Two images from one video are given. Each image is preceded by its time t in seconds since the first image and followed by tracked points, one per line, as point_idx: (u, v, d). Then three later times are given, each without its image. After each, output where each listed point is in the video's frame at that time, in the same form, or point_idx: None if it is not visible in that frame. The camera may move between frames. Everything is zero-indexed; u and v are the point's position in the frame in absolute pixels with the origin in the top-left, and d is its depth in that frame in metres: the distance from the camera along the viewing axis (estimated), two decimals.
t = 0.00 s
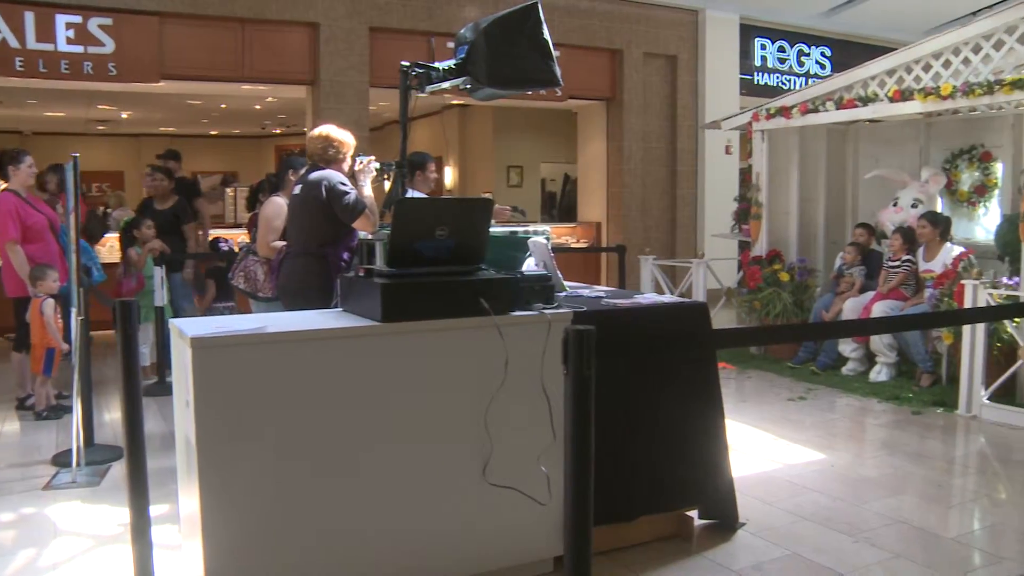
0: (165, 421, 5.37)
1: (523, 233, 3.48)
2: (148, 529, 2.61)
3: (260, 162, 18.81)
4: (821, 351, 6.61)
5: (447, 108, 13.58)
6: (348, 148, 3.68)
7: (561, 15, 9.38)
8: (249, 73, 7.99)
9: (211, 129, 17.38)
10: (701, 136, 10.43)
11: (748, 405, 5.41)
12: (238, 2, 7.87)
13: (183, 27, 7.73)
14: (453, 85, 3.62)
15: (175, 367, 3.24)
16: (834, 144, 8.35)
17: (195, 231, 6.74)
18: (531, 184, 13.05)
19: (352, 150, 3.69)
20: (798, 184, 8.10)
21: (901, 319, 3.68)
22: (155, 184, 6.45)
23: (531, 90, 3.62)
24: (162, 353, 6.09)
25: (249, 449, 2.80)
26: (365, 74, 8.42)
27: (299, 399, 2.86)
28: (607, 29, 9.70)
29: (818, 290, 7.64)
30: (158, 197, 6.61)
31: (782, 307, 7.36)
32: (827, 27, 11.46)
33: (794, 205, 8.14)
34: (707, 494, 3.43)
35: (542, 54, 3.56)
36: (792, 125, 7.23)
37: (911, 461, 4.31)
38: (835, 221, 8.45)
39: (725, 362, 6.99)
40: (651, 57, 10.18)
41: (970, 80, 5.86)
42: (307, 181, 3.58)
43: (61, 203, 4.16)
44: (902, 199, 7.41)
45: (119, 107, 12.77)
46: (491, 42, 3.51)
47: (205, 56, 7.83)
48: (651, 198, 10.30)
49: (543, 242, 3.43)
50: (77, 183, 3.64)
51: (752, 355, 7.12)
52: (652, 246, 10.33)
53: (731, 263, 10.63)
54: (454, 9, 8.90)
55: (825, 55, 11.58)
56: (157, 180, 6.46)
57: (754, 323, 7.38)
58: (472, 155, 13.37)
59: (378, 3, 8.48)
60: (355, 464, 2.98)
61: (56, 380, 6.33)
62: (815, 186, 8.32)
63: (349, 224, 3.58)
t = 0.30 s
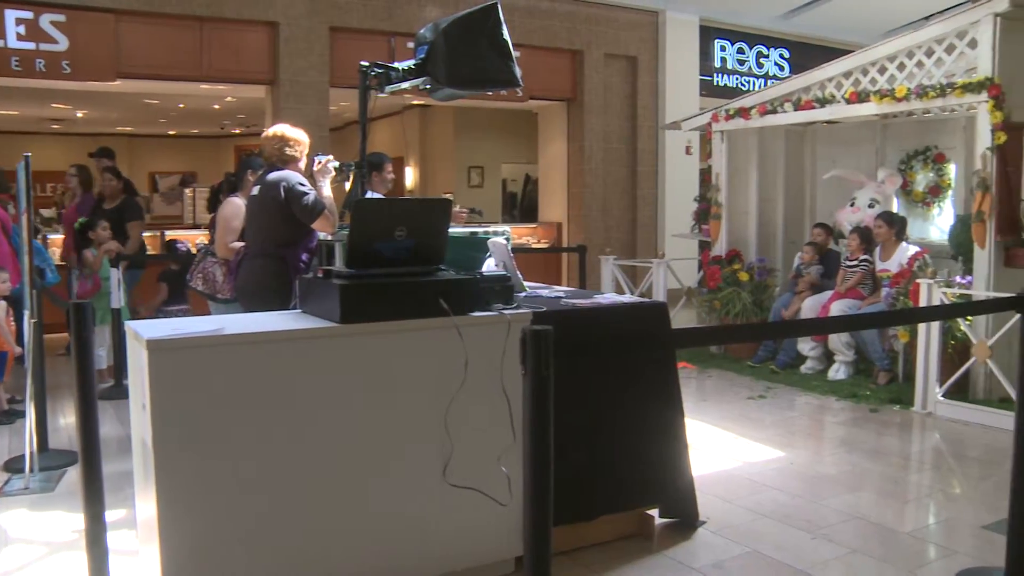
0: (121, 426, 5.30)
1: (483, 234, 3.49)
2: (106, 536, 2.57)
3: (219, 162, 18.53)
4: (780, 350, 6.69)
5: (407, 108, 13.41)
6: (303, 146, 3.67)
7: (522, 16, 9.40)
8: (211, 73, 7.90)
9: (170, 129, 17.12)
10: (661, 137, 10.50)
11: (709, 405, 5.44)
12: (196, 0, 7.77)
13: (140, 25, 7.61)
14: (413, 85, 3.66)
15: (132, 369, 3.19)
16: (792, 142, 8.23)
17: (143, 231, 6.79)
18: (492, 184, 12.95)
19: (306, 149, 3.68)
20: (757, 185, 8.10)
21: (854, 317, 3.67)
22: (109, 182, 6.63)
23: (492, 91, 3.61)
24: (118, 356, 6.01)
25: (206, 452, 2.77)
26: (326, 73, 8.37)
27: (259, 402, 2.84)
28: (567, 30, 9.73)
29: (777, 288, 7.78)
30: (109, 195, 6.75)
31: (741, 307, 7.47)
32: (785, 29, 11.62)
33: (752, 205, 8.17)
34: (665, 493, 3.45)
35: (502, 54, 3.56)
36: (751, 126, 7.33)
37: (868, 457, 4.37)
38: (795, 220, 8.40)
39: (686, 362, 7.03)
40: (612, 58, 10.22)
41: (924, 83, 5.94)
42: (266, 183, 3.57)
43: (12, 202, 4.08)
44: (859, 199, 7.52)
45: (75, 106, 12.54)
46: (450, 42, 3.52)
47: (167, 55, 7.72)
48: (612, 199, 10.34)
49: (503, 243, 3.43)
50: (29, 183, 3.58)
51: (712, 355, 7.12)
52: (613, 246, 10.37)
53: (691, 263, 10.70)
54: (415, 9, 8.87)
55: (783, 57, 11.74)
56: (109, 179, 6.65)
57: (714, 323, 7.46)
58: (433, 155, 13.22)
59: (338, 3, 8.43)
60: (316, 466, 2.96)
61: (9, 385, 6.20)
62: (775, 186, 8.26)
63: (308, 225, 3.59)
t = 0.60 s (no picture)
0: (78, 430, 5.22)
1: (445, 234, 3.54)
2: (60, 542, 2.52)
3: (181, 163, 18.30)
4: (741, 349, 6.75)
5: (369, 109, 13.28)
6: (259, 145, 3.75)
7: (484, 16, 9.39)
8: (171, 72, 7.82)
9: (131, 129, 16.90)
10: (623, 138, 10.54)
11: (671, 404, 5.47)
12: None
13: (96, 22, 7.50)
14: (374, 85, 3.64)
15: (88, 372, 3.14)
16: (753, 147, 8.43)
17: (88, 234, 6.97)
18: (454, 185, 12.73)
19: (262, 147, 3.76)
20: (717, 187, 8.22)
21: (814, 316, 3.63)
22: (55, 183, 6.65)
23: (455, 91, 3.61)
24: (75, 359, 5.92)
25: (164, 455, 2.74)
26: (287, 73, 8.31)
27: (218, 405, 2.81)
28: (529, 31, 9.74)
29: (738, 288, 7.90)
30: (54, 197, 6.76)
31: (702, 306, 7.54)
32: (745, 30, 11.73)
33: (713, 205, 8.24)
34: (624, 492, 3.46)
35: (463, 54, 3.56)
36: (711, 127, 7.39)
37: (829, 455, 4.42)
38: (754, 221, 8.49)
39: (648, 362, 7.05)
40: (574, 58, 10.25)
41: (881, 84, 6.03)
42: (223, 183, 3.61)
43: None
44: (819, 199, 7.55)
45: (32, 105, 12.33)
46: (411, 42, 3.51)
47: (125, 55, 7.63)
48: (574, 199, 10.37)
49: (463, 243, 3.42)
50: None
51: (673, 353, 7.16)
52: (574, 246, 10.40)
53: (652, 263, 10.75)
54: (377, 9, 8.84)
55: (744, 58, 11.83)
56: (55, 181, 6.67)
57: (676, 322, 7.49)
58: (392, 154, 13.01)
59: (299, 2, 8.38)
60: (279, 469, 2.95)
61: None
62: (735, 187, 8.39)
63: (268, 226, 3.63)
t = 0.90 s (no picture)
0: (31, 435, 5.14)
1: (405, 234, 3.51)
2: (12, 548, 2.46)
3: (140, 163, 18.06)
4: (702, 349, 6.81)
5: (331, 108, 13.21)
6: (212, 144, 3.88)
7: (446, 16, 9.38)
8: (129, 71, 7.72)
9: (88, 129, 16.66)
10: (584, 138, 10.58)
11: (633, 403, 5.50)
12: None
13: (50, 19, 7.38)
14: (334, 85, 3.62)
15: (42, 376, 3.09)
16: (713, 144, 8.48)
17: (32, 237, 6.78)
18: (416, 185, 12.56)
19: (215, 145, 3.89)
20: (678, 188, 8.28)
21: (775, 316, 3.62)
22: None
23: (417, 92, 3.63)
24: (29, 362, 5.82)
25: (119, 460, 2.69)
26: (247, 73, 8.25)
27: (177, 408, 2.78)
28: (490, 31, 9.75)
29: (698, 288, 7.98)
30: None
31: (664, 306, 7.57)
32: (707, 31, 11.82)
33: (673, 206, 8.31)
34: (586, 492, 3.47)
35: (424, 54, 3.57)
36: (671, 127, 7.44)
37: (790, 453, 4.46)
38: (714, 221, 8.55)
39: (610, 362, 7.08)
40: (535, 59, 10.27)
41: (839, 86, 6.10)
42: (179, 184, 3.62)
43: None
44: (778, 199, 7.62)
45: None
46: (371, 42, 3.51)
47: (77, 51, 7.51)
48: (535, 200, 10.40)
49: (424, 244, 3.42)
50: None
51: (635, 353, 7.20)
52: (536, 246, 10.42)
53: (614, 263, 10.80)
54: (337, 8, 8.80)
55: (705, 60, 11.91)
56: None
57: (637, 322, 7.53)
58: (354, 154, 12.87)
59: (260, 1, 8.32)
60: (241, 472, 2.92)
61: None
62: (695, 187, 8.46)
63: (227, 227, 3.67)
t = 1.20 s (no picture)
0: None
1: (369, 235, 3.52)
2: None
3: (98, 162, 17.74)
4: (666, 348, 6.85)
5: (293, 108, 13.00)
6: (175, 143, 3.84)
7: (410, 16, 9.35)
8: (88, 69, 7.61)
9: (47, 128, 16.38)
10: (549, 138, 10.60)
11: (598, 403, 5.53)
12: None
13: (8, 16, 7.24)
14: (297, 85, 3.63)
15: None
16: (677, 144, 8.47)
17: None
18: (382, 185, 12.52)
19: (179, 144, 3.87)
20: (642, 187, 8.31)
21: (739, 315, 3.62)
22: None
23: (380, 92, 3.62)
24: None
25: (79, 465, 2.63)
26: (210, 72, 8.17)
27: (140, 411, 2.73)
28: (456, 31, 9.74)
29: (662, 287, 7.95)
30: None
31: (629, 305, 7.62)
32: (671, 32, 11.87)
33: (638, 206, 8.34)
34: (554, 491, 3.51)
35: (387, 54, 3.57)
36: (635, 127, 7.48)
37: (752, 451, 4.50)
38: (678, 220, 8.58)
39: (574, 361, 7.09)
40: (500, 59, 10.27)
41: (802, 87, 6.15)
42: (142, 185, 3.62)
43: None
44: (741, 199, 7.68)
45: None
46: (334, 42, 3.50)
47: (36, 48, 7.38)
48: (501, 200, 10.40)
49: (388, 245, 3.44)
50: None
51: (600, 352, 7.23)
52: (501, 246, 10.43)
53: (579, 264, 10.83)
54: (301, 7, 8.75)
55: (670, 60, 11.95)
56: None
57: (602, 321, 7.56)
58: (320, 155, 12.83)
59: None
60: (206, 474, 2.88)
61: None
62: (659, 188, 8.50)
63: (190, 228, 3.66)
